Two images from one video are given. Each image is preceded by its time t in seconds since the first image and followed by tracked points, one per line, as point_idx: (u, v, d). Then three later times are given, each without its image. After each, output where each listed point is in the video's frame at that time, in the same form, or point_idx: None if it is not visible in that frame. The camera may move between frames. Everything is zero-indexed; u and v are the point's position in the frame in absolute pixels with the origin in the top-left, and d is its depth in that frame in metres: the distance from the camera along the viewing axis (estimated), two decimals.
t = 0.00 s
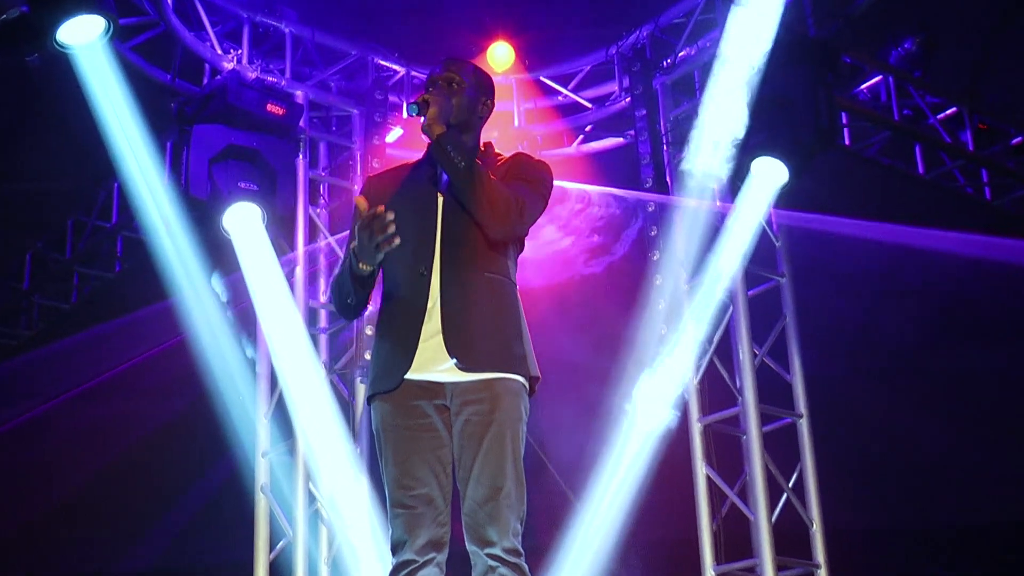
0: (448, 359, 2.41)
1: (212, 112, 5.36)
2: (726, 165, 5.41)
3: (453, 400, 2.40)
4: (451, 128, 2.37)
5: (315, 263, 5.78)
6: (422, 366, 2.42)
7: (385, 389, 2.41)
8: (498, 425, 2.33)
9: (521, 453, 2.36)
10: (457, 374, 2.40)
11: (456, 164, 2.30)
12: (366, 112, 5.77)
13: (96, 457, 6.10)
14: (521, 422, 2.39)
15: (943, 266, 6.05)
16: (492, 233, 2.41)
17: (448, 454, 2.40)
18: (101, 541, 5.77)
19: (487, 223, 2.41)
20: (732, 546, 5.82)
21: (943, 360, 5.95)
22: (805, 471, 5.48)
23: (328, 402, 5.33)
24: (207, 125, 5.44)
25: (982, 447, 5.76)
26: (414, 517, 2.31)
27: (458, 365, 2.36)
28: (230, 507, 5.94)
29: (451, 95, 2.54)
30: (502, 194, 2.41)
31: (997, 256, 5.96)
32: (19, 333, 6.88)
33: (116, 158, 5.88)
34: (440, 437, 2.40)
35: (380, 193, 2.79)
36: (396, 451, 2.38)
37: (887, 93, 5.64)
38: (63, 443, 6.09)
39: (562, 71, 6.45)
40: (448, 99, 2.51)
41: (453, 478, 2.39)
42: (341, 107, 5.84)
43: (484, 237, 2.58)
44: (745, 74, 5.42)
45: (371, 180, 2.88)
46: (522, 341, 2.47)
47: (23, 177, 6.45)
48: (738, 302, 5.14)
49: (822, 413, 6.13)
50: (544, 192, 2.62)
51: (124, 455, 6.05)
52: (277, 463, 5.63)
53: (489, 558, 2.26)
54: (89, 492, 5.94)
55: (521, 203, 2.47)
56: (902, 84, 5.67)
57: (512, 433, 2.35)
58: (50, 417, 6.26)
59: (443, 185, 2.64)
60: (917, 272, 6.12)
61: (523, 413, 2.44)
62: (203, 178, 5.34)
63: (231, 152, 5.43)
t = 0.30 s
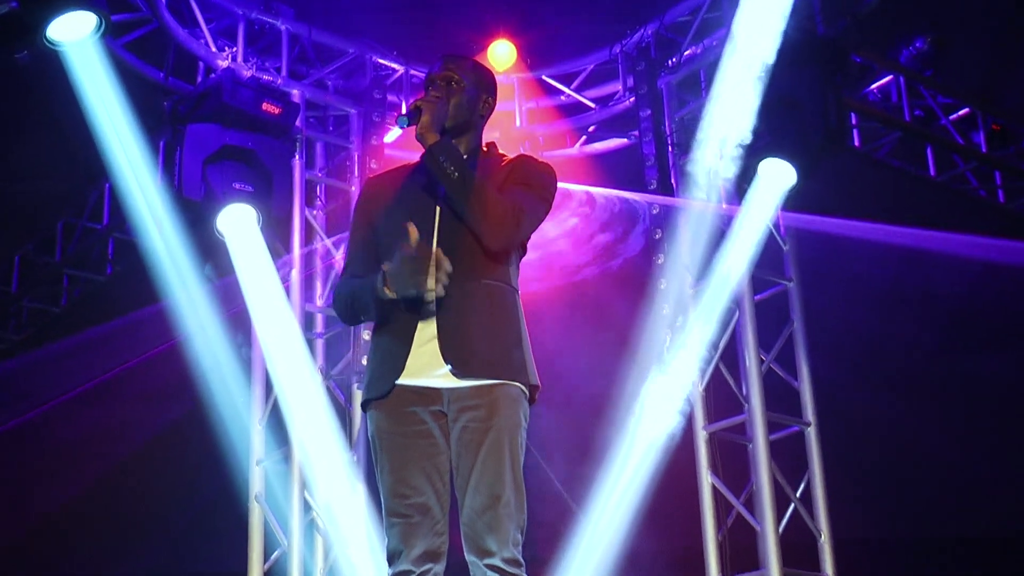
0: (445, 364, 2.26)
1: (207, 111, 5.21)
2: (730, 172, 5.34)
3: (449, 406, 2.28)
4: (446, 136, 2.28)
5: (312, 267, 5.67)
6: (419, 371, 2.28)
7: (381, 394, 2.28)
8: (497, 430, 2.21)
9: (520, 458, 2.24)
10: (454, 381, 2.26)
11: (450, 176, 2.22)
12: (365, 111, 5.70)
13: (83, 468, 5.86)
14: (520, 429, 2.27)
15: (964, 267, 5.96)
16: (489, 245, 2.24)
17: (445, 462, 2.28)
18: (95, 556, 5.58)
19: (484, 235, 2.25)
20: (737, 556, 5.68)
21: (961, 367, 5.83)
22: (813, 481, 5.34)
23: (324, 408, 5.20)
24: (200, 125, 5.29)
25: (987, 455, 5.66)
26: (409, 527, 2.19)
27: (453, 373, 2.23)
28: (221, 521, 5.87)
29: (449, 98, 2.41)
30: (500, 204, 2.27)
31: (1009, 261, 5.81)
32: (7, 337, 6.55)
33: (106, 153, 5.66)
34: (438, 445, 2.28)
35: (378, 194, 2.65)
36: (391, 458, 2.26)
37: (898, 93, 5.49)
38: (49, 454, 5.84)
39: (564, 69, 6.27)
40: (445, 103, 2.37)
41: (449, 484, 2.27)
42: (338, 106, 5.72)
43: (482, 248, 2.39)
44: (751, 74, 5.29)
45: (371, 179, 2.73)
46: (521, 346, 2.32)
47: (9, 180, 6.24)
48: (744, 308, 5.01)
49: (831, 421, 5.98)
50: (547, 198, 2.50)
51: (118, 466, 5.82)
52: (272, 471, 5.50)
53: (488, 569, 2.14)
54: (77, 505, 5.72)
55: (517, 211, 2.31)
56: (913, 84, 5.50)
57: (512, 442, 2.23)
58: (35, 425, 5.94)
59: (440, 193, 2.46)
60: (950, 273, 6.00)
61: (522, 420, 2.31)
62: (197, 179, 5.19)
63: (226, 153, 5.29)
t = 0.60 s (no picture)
0: (446, 376, 2.12)
1: (200, 114, 5.05)
2: (738, 177, 5.14)
3: (449, 419, 2.13)
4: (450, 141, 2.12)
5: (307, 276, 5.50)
6: (420, 382, 2.13)
7: (379, 407, 2.12)
8: (498, 445, 2.06)
9: (522, 471, 2.08)
10: (455, 392, 2.11)
11: (454, 181, 2.07)
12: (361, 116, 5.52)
13: (70, 479, 5.66)
14: (522, 444, 2.12)
15: (972, 278, 5.73)
16: (493, 254, 2.09)
17: (445, 475, 2.13)
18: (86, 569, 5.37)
19: (486, 242, 2.09)
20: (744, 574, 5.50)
21: (975, 374, 5.54)
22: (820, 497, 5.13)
23: (320, 421, 5.03)
24: (193, 129, 5.14)
25: (997, 466, 5.40)
26: (408, 542, 2.04)
27: (455, 383, 2.07)
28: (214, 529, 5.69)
29: (451, 99, 2.26)
30: (505, 209, 2.12)
31: None
32: None
33: (95, 155, 5.54)
34: (438, 459, 2.13)
35: (376, 200, 2.50)
36: (388, 471, 2.10)
37: (911, 97, 5.35)
38: (40, 464, 5.67)
39: (567, 73, 6.14)
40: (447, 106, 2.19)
41: (448, 497, 2.13)
42: (335, 109, 5.58)
43: (483, 251, 2.25)
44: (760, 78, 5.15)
45: (369, 183, 2.59)
46: (525, 359, 2.17)
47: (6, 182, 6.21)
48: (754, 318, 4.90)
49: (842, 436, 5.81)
50: (551, 202, 2.35)
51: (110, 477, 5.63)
52: (265, 485, 5.34)
53: None
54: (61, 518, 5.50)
55: (522, 217, 2.15)
56: (926, 89, 5.37)
57: (513, 455, 2.08)
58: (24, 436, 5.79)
59: (445, 197, 2.33)
60: (952, 285, 5.76)
61: (525, 435, 2.17)
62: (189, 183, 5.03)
63: (218, 157, 5.13)
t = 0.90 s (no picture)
0: (449, 387, 2.10)
1: (192, 117, 4.91)
2: (744, 181, 4.98)
3: (452, 432, 2.10)
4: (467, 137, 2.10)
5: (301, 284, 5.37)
6: (421, 394, 2.11)
7: (379, 422, 2.09)
8: (501, 458, 2.04)
9: (525, 487, 2.07)
10: (459, 404, 2.09)
11: (469, 177, 2.04)
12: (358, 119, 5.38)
13: (58, 495, 5.47)
14: (525, 458, 2.09)
15: (984, 288, 5.54)
16: (500, 255, 2.07)
17: (445, 490, 2.10)
18: None
19: (496, 244, 2.08)
20: None
21: (987, 386, 5.33)
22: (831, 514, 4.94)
23: (313, 432, 4.88)
24: (184, 132, 4.97)
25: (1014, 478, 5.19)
26: (406, 559, 2.00)
27: (460, 395, 2.06)
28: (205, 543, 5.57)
29: (460, 96, 2.20)
30: (513, 212, 2.10)
31: None
32: None
33: (85, 164, 5.43)
34: (439, 473, 2.10)
35: (374, 205, 2.46)
36: (387, 486, 2.07)
37: (922, 102, 5.21)
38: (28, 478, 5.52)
39: (568, 76, 6.01)
40: (464, 105, 2.17)
41: (448, 513, 2.09)
42: (331, 113, 5.43)
43: (491, 260, 2.25)
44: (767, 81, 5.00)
45: (365, 191, 2.54)
46: (532, 371, 2.16)
47: None
48: (759, 328, 4.70)
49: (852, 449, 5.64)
50: (553, 208, 2.28)
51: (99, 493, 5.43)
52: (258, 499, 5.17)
53: None
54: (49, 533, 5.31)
55: (536, 225, 2.15)
56: (937, 92, 5.24)
57: (518, 468, 2.06)
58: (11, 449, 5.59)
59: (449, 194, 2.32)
60: (960, 295, 5.57)
61: (528, 448, 2.14)
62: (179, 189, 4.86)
63: (210, 162, 4.98)
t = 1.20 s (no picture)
0: (454, 406, 1.97)
1: (183, 128, 4.77)
2: (753, 192, 4.82)
3: (455, 453, 1.97)
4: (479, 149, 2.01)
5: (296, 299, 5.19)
6: (425, 413, 1.97)
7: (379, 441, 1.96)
8: (508, 480, 1.91)
9: (532, 511, 1.94)
10: (464, 423, 1.96)
11: (481, 190, 1.94)
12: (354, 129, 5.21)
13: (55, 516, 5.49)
14: (532, 480, 1.95)
15: (1000, 306, 5.37)
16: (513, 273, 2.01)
17: (448, 513, 1.97)
18: None
19: (511, 261, 2.01)
20: None
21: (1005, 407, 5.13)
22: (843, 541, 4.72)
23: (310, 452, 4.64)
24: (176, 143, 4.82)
25: None
26: None
27: (472, 411, 1.93)
28: (194, 567, 5.40)
29: (468, 107, 2.08)
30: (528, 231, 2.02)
31: None
32: None
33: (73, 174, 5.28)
34: (441, 495, 1.97)
35: (371, 219, 2.30)
36: (387, 510, 1.94)
37: (938, 111, 5.03)
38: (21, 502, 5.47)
39: (572, 85, 5.84)
40: (474, 116, 2.08)
41: (451, 538, 1.96)
42: (327, 123, 5.26)
43: (499, 267, 2.12)
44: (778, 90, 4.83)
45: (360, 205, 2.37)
46: (541, 389, 2.03)
47: None
48: (770, 346, 4.53)
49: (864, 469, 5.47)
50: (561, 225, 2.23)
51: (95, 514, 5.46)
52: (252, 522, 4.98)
53: None
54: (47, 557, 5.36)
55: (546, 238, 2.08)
56: (953, 102, 5.06)
57: (523, 491, 1.93)
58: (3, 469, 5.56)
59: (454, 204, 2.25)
60: (976, 311, 5.39)
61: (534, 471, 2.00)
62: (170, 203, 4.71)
63: (203, 174, 4.80)
